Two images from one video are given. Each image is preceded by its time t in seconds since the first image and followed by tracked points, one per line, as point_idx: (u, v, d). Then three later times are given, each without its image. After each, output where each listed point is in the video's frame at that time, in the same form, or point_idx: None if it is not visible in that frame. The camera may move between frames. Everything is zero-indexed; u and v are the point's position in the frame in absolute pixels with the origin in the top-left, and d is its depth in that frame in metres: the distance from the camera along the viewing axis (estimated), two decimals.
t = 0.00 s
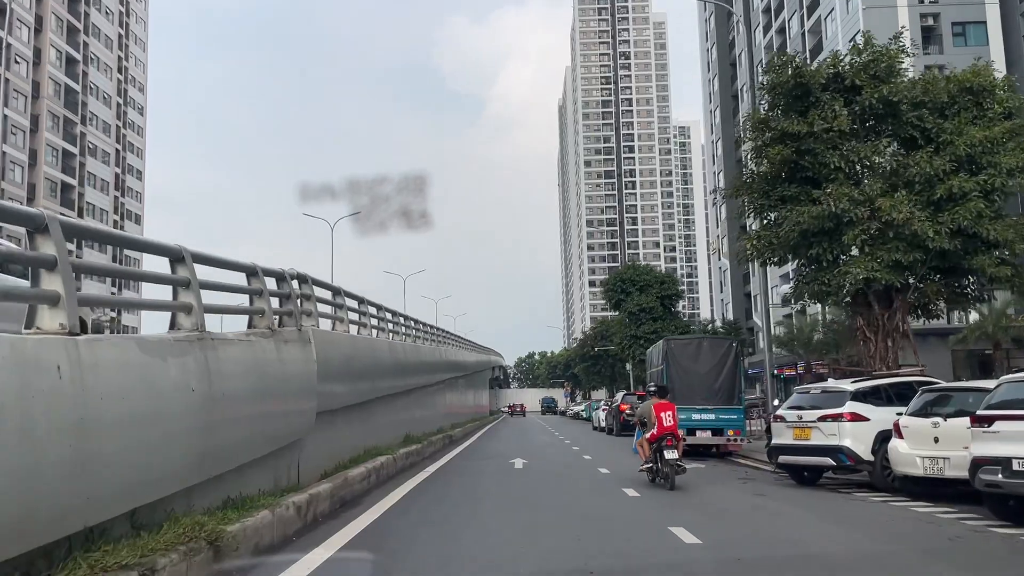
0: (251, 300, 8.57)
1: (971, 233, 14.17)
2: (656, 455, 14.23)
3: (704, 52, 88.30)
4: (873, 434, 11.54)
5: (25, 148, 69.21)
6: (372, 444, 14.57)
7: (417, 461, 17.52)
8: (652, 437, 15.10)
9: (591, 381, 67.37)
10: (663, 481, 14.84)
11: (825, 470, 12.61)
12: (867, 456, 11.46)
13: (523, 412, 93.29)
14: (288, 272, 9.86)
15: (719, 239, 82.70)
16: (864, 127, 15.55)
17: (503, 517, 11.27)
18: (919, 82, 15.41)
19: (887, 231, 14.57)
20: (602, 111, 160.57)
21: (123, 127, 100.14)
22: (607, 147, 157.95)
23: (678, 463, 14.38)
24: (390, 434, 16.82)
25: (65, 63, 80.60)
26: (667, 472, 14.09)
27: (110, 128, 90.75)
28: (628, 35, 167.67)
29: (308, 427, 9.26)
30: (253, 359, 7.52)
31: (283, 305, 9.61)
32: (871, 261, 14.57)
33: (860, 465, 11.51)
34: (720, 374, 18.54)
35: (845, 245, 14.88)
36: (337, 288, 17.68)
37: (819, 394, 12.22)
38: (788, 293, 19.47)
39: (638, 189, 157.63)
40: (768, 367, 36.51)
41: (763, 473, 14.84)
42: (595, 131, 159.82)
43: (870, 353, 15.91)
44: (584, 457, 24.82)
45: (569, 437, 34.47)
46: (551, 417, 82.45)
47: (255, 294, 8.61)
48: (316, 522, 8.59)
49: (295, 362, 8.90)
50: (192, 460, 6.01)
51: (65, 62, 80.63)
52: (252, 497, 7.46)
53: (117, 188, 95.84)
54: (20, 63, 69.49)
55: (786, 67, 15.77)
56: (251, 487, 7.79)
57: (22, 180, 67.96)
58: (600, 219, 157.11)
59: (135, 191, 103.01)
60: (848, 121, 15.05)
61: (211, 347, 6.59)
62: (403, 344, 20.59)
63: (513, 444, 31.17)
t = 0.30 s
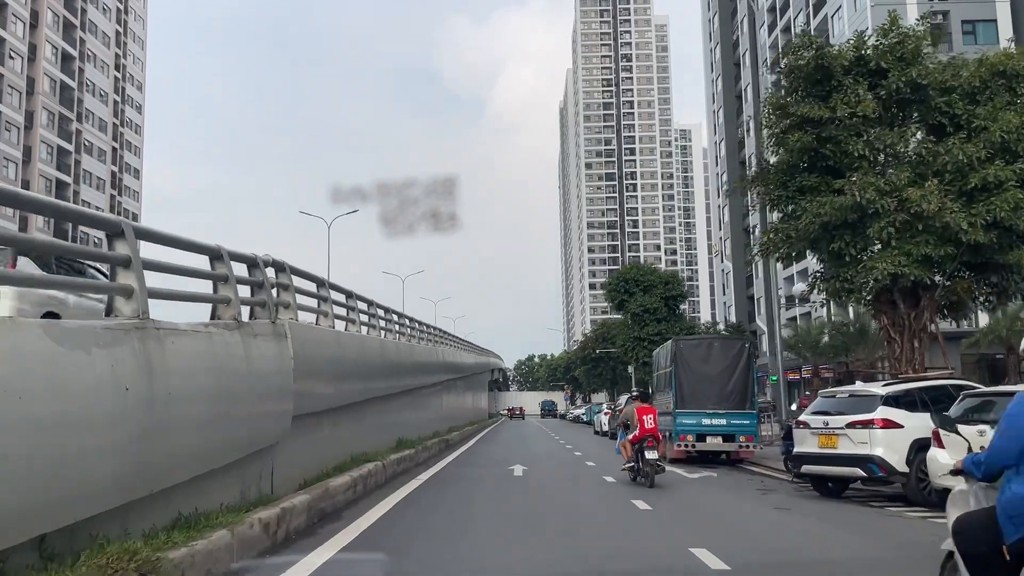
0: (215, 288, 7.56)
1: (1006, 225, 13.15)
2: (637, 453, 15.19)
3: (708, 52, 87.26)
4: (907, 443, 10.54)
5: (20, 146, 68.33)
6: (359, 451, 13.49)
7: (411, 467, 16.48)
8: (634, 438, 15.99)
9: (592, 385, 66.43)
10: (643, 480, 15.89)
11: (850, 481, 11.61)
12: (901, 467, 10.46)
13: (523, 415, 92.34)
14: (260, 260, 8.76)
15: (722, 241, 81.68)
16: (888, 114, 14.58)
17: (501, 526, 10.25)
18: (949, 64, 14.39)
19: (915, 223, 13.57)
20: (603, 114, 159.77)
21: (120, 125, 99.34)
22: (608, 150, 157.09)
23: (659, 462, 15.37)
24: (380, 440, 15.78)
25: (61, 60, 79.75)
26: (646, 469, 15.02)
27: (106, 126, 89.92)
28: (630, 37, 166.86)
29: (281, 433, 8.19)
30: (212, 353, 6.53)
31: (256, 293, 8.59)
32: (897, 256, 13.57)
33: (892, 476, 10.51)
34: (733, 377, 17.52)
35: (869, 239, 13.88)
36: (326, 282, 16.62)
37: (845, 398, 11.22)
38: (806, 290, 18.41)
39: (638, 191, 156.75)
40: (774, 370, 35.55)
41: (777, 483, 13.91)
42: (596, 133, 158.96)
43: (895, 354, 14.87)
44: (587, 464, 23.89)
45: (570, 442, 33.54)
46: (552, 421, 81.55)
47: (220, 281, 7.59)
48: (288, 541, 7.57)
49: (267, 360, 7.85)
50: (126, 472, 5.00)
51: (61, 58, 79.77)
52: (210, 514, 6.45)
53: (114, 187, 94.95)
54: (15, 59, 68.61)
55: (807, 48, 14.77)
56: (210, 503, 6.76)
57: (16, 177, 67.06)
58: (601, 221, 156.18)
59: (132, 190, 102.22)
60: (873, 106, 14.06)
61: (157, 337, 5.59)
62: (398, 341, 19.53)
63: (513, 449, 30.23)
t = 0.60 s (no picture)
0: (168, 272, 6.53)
1: None
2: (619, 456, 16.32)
3: (711, 54, 86.25)
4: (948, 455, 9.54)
5: (13, 145, 67.30)
6: (345, 460, 12.51)
7: (402, 476, 15.47)
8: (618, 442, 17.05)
9: (593, 390, 65.41)
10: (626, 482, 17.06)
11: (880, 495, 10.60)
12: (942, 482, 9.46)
13: (521, 420, 91.32)
14: (224, 244, 7.75)
15: (724, 245, 80.65)
16: (916, 100, 13.58)
17: (497, 541, 9.22)
18: (983, 45, 13.40)
19: (947, 215, 12.57)
20: (604, 118, 158.91)
21: (116, 126, 98.32)
22: (609, 154, 156.20)
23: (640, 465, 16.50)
24: (368, 447, 14.80)
25: (56, 59, 78.77)
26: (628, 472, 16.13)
27: (101, 126, 88.83)
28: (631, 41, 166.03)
29: (245, 442, 7.21)
30: (157, 347, 5.54)
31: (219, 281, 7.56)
32: (927, 251, 12.56)
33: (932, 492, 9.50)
34: (746, 383, 16.48)
35: (896, 233, 12.86)
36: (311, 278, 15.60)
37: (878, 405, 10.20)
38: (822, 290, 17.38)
39: (639, 196, 155.84)
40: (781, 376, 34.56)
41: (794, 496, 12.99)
42: (596, 138, 158.07)
43: (921, 358, 13.82)
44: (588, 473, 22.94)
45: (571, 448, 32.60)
46: (551, 426, 80.41)
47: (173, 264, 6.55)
48: (251, 565, 6.56)
49: (230, 357, 6.88)
50: (23, 492, 3.99)
51: (56, 57, 78.79)
52: (150, 538, 5.44)
53: (110, 189, 93.87)
54: (9, 57, 67.62)
55: (828, 29, 13.78)
56: (157, 525, 5.80)
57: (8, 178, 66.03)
58: (601, 226, 155.23)
59: (128, 192, 101.21)
60: (902, 89, 13.07)
61: (80, 325, 4.58)
62: (390, 343, 18.51)
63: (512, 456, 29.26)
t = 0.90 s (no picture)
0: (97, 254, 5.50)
1: None
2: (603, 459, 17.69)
3: (712, 57, 85.48)
4: (1001, 468, 8.49)
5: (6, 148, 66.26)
6: (327, 470, 11.49)
7: (393, 487, 14.45)
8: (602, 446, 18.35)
9: (594, 397, 64.42)
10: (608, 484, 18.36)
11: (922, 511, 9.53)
12: (995, 498, 8.40)
13: (520, 427, 90.34)
14: (179, 225, 6.73)
15: (726, 250, 79.66)
16: (947, 83, 12.60)
17: (492, 562, 8.19)
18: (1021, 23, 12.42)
19: (985, 205, 11.60)
20: (603, 124, 158.22)
21: (112, 129, 97.51)
22: (609, 160, 155.54)
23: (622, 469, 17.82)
24: (356, 457, 13.78)
25: (49, 61, 77.73)
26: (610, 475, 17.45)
27: (96, 130, 87.94)
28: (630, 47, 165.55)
29: (200, 454, 6.20)
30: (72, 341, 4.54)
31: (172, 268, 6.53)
32: (963, 244, 11.57)
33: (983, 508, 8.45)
34: (760, 388, 15.51)
35: (929, 225, 11.87)
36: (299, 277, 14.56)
37: (919, 411, 9.13)
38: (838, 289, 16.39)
39: (638, 202, 155.05)
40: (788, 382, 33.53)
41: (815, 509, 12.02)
42: (596, 143, 157.43)
43: (954, 362, 12.80)
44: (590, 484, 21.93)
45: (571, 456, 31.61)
46: (551, 434, 79.41)
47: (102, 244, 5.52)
48: None
49: (184, 357, 5.95)
50: None
51: (49, 59, 77.73)
52: None
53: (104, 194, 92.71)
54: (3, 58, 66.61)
55: (852, 5, 12.82)
56: (84, 559, 4.85)
57: None
58: (601, 232, 154.34)
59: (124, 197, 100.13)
60: (934, 70, 12.11)
61: None
62: (381, 345, 17.49)
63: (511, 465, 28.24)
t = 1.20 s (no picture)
0: None
1: None
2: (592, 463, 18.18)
3: (713, 60, 84.59)
4: None
5: None
6: (306, 484, 10.49)
7: (381, 500, 13.44)
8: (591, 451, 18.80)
9: (594, 404, 63.41)
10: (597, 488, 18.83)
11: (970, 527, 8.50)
12: None
13: (520, 435, 89.29)
14: (113, 194, 5.71)
15: (728, 255, 78.65)
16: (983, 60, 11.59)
17: None
18: None
19: None
20: (602, 130, 157.54)
21: (107, 135, 96.69)
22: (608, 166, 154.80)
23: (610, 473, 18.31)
24: (340, 468, 12.78)
25: (43, 65, 76.82)
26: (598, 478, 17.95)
27: (91, 135, 87.09)
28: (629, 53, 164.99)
29: (135, 468, 5.20)
30: None
31: (102, 243, 5.55)
32: (1007, 234, 10.55)
33: None
34: (778, 391, 14.48)
35: (967, 214, 10.86)
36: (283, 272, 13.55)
37: (968, 416, 8.11)
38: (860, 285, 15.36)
39: (638, 208, 154.17)
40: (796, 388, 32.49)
41: (837, 524, 11.08)
42: (595, 149, 156.68)
43: (993, 363, 11.76)
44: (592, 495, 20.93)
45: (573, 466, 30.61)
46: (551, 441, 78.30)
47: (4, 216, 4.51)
48: None
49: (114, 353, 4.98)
50: None
51: (43, 63, 76.82)
52: None
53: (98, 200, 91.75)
54: None
55: None
56: None
57: None
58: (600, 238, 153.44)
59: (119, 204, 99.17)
60: (971, 45, 11.11)
61: None
62: (371, 347, 16.46)
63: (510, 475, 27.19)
